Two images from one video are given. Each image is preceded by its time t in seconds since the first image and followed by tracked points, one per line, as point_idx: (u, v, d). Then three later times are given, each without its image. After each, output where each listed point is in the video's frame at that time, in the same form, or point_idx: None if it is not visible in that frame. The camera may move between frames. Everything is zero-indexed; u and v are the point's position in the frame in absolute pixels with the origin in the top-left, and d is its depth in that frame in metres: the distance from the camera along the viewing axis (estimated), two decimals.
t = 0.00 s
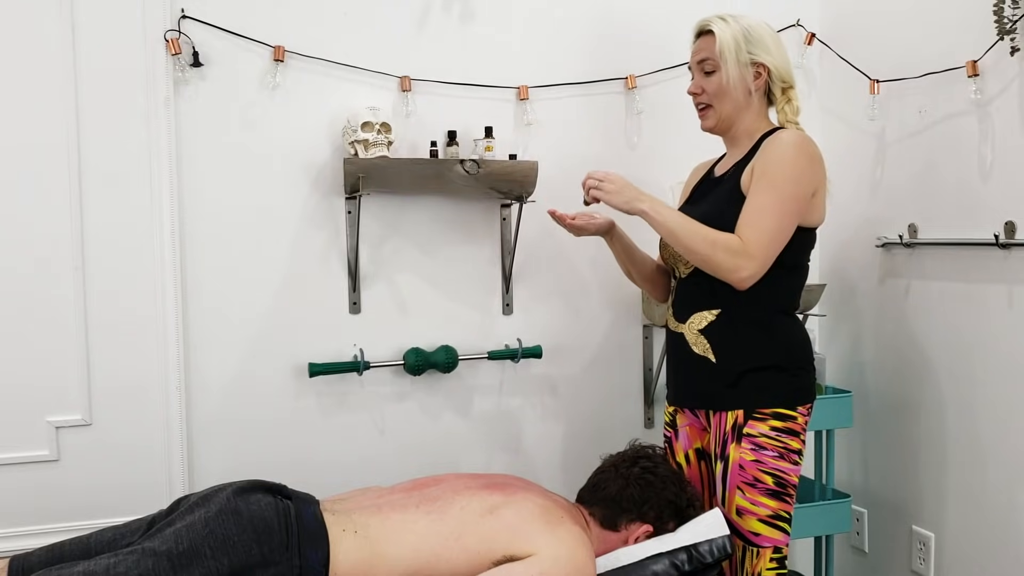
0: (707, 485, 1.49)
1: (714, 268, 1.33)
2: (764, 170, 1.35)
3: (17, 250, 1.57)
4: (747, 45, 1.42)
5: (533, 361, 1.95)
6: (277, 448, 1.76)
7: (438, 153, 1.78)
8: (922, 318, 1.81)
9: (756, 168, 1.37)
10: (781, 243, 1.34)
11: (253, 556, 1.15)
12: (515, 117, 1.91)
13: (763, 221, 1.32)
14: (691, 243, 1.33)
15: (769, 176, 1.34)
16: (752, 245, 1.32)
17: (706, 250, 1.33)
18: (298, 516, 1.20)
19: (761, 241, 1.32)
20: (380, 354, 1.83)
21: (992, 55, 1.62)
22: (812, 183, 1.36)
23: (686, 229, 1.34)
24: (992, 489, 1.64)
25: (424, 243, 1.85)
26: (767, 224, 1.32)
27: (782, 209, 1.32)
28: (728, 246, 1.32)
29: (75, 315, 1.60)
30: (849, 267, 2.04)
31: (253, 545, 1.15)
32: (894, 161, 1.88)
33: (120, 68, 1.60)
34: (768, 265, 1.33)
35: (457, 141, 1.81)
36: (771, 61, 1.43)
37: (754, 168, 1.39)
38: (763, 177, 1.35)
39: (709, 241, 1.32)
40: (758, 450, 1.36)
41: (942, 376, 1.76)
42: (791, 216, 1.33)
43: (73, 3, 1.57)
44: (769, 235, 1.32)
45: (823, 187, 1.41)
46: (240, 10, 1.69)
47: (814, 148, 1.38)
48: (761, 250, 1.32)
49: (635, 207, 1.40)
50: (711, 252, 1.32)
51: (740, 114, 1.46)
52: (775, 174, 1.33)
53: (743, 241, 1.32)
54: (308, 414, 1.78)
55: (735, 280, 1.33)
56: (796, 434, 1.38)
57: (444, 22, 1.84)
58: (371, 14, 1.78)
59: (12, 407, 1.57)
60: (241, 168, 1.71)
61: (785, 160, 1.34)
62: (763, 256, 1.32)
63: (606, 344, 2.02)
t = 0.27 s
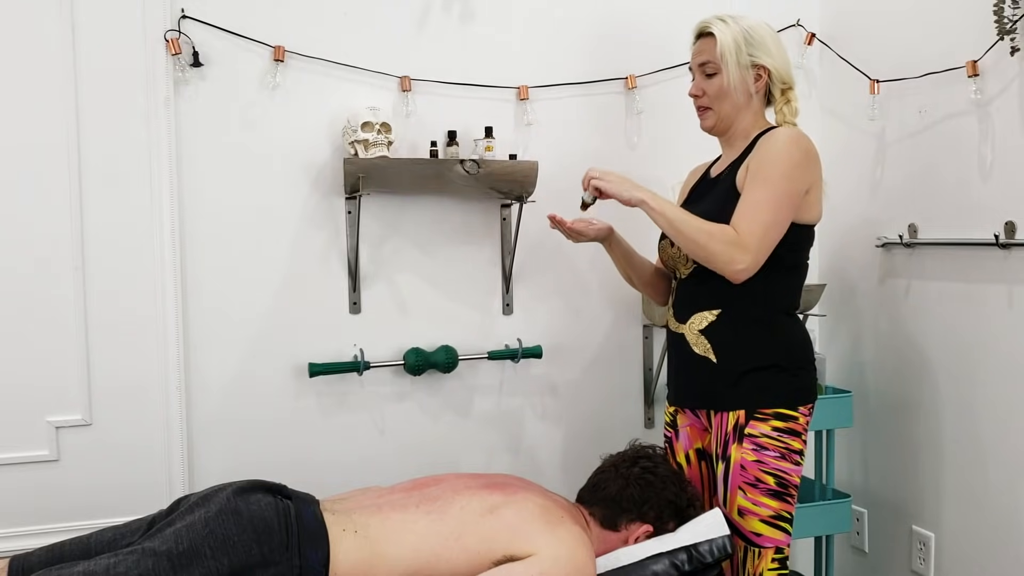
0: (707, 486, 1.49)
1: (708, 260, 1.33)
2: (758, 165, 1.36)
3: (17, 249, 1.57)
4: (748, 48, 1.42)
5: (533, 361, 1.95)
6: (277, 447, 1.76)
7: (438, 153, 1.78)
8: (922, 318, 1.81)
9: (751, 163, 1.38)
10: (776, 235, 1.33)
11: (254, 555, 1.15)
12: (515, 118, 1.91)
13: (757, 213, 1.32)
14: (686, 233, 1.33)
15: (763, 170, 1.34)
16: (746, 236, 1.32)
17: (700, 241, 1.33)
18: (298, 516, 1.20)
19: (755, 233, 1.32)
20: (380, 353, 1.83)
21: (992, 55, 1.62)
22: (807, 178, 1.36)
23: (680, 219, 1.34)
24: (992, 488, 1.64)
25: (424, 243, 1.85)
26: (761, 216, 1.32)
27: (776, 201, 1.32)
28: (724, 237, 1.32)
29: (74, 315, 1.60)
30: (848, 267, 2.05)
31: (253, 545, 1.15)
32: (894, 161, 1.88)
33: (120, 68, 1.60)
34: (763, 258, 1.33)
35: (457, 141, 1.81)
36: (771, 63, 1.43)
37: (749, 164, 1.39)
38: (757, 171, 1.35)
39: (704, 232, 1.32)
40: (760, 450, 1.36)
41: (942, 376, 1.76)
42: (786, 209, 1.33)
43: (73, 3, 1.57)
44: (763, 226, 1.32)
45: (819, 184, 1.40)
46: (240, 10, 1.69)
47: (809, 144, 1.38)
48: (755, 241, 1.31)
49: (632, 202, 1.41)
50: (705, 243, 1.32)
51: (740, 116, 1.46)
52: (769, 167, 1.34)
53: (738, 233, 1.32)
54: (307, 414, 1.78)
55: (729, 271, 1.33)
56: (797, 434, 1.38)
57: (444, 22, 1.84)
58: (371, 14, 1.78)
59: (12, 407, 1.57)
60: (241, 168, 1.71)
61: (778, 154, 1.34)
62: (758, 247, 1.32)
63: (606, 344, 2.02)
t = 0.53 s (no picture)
0: (707, 486, 1.49)
1: (710, 254, 1.33)
2: (757, 159, 1.36)
3: (17, 249, 1.57)
4: (741, 49, 1.42)
5: (533, 362, 1.95)
6: (276, 447, 1.76)
7: (438, 153, 1.78)
8: (922, 318, 1.81)
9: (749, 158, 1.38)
10: (776, 228, 1.33)
11: (254, 555, 1.15)
12: (515, 118, 1.91)
13: (757, 206, 1.32)
14: (688, 229, 1.33)
15: (762, 164, 1.34)
16: (747, 229, 1.32)
17: (702, 236, 1.32)
18: (298, 516, 1.20)
19: (756, 226, 1.32)
20: (380, 354, 1.83)
21: (992, 55, 1.62)
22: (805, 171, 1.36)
23: (681, 214, 1.34)
24: (992, 488, 1.64)
25: (424, 243, 1.85)
26: (761, 209, 1.32)
27: (776, 194, 1.32)
28: (725, 231, 1.32)
29: (74, 315, 1.60)
30: (848, 267, 2.05)
31: (253, 545, 1.15)
32: (894, 161, 1.88)
33: (120, 68, 1.60)
34: (764, 251, 1.33)
35: (457, 141, 1.81)
36: (765, 64, 1.43)
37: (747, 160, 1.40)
38: (756, 166, 1.35)
39: (705, 227, 1.32)
40: (760, 451, 1.36)
41: (942, 376, 1.76)
42: (786, 202, 1.33)
43: (73, 3, 1.57)
44: (764, 220, 1.32)
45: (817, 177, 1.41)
46: (240, 10, 1.69)
47: (807, 139, 1.38)
48: (756, 234, 1.32)
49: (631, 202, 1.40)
50: (706, 237, 1.32)
51: (736, 117, 1.46)
52: (767, 161, 1.34)
53: (738, 226, 1.32)
54: (308, 414, 1.78)
55: (732, 264, 1.32)
56: (798, 435, 1.38)
57: (445, 22, 1.84)
58: (371, 14, 1.78)
59: (13, 407, 1.57)
60: (241, 168, 1.71)
61: (776, 148, 1.35)
62: (759, 240, 1.32)
63: (606, 344, 2.02)
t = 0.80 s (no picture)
0: (709, 487, 1.49)
1: (712, 254, 1.33)
2: (755, 157, 1.36)
3: (17, 249, 1.57)
4: (735, 49, 1.43)
5: (533, 362, 1.95)
6: (276, 447, 1.76)
7: (438, 153, 1.78)
8: (922, 318, 1.81)
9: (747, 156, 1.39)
10: (777, 225, 1.33)
11: (254, 556, 1.15)
12: (515, 118, 1.91)
13: (756, 204, 1.32)
14: (689, 230, 1.33)
15: (760, 162, 1.34)
16: (748, 228, 1.32)
17: (703, 236, 1.33)
18: (298, 516, 1.20)
19: (757, 223, 1.32)
20: (379, 354, 1.83)
21: (992, 55, 1.62)
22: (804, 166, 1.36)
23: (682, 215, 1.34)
24: (992, 488, 1.64)
25: (424, 243, 1.85)
26: (761, 207, 1.32)
27: (775, 191, 1.33)
28: (726, 230, 1.32)
29: (74, 315, 1.60)
30: (848, 267, 2.05)
31: (253, 545, 1.15)
32: (894, 161, 1.88)
33: (120, 68, 1.60)
34: (766, 248, 1.33)
35: (457, 141, 1.81)
36: (758, 63, 1.44)
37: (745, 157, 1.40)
38: (754, 164, 1.35)
39: (706, 227, 1.33)
40: (763, 450, 1.36)
41: (942, 376, 1.76)
42: (785, 198, 1.33)
43: (73, 3, 1.57)
44: (765, 218, 1.32)
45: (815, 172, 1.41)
46: (240, 10, 1.69)
47: (804, 135, 1.38)
48: (758, 232, 1.32)
49: (631, 205, 1.40)
50: (707, 238, 1.32)
51: (732, 117, 1.46)
52: (765, 159, 1.34)
53: (739, 224, 1.33)
54: (307, 414, 1.78)
55: (734, 263, 1.33)
56: (801, 435, 1.38)
57: (444, 22, 1.84)
58: (371, 14, 1.78)
59: (13, 407, 1.57)
60: (241, 168, 1.71)
61: (773, 145, 1.35)
62: (761, 238, 1.32)
63: (606, 344, 2.02)
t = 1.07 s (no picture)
0: (712, 486, 1.49)
1: (727, 273, 1.34)
2: (759, 166, 1.35)
3: (17, 248, 1.57)
4: (729, 45, 1.42)
5: (533, 362, 1.95)
6: (276, 447, 1.76)
7: (438, 153, 1.78)
8: (923, 319, 1.81)
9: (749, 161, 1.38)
10: (787, 237, 1.34)
11: (254, 556, 1.15)
12: (515, 117, 1.91)
13: (765, 218, 1.33)
14: (705, 254, 1.33)
15: (765, 171, 1.34)
16: (760, 244, 1.32)
17: (719, 259, 1.33)
18: (298, 516, 1.19)
19: (769, 239, 1.32)
20: (379, 353, 1.83)
21: (992, 55, 1.62)
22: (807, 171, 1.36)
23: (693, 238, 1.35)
24: (992, 488, 1.64)
25: (424, 243, 1.85)
26: (770, 221, 1.32)
27: (783, 203, 1.33)
28: (741, 251, 1.32)
29: (74, 315, 1.60)
30: (849, 267, 2.05)
31: (253, 545, 1.15)
32: (894, 161, 1.88)
33: (120, 68, 1.60)
34: (780, 262, 1.34)
35: (457, 141, 1.81)
36: (753, 60, 1.42)
37: (746, 161, 1.40)
38: (759, 173, 1.35)
39: (721, 250, 1.33)
40: (766, 450, 1.36)
41: (943, 376, 1.76)
42: (792, 207, 1.33)
43: (73, 3, 1.57)
44: (775, 232, 1.32)
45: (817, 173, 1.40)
46: (240, 10, 1.69)
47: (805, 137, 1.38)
48: (770, 248, 1.32)
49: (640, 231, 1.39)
50: (721, 259, 1.33)
51: (725, 114, 1.46)
52: (770, 169, 1.34)
53: (752, 243, 1.33)
54: (308, 414, 1.78)
55: (752, 282, 1.33)
56: (804, 434, 1.38)
57: (444, 22, 1.84)
58: (371, 14, 1.78)
59: (12, 407, 1.57)
60: (241, 168, 1.71)
61: (775, 150, 1.34)
62: (774, 253, 1.33)
63: (606, 344, 2.02)
